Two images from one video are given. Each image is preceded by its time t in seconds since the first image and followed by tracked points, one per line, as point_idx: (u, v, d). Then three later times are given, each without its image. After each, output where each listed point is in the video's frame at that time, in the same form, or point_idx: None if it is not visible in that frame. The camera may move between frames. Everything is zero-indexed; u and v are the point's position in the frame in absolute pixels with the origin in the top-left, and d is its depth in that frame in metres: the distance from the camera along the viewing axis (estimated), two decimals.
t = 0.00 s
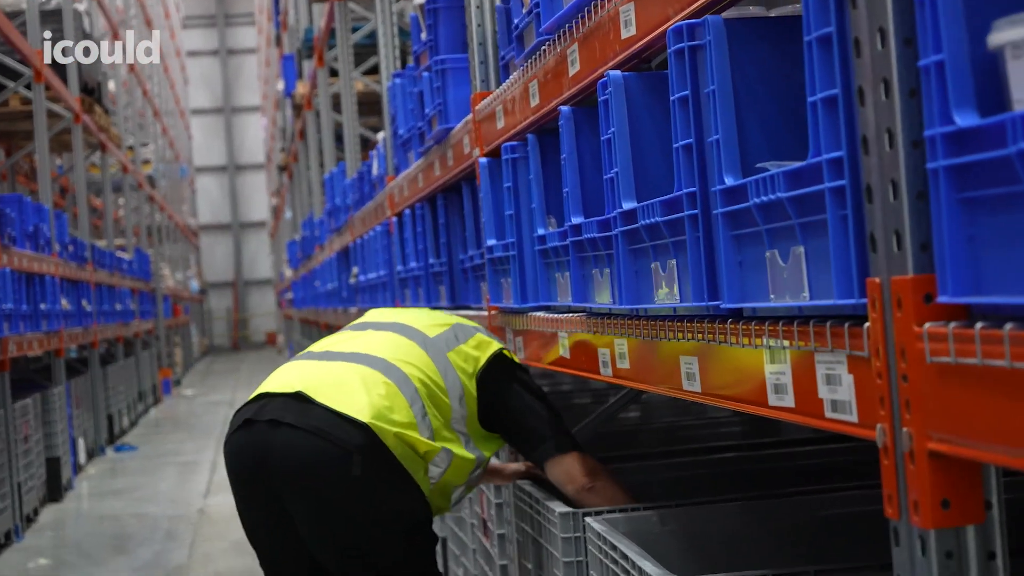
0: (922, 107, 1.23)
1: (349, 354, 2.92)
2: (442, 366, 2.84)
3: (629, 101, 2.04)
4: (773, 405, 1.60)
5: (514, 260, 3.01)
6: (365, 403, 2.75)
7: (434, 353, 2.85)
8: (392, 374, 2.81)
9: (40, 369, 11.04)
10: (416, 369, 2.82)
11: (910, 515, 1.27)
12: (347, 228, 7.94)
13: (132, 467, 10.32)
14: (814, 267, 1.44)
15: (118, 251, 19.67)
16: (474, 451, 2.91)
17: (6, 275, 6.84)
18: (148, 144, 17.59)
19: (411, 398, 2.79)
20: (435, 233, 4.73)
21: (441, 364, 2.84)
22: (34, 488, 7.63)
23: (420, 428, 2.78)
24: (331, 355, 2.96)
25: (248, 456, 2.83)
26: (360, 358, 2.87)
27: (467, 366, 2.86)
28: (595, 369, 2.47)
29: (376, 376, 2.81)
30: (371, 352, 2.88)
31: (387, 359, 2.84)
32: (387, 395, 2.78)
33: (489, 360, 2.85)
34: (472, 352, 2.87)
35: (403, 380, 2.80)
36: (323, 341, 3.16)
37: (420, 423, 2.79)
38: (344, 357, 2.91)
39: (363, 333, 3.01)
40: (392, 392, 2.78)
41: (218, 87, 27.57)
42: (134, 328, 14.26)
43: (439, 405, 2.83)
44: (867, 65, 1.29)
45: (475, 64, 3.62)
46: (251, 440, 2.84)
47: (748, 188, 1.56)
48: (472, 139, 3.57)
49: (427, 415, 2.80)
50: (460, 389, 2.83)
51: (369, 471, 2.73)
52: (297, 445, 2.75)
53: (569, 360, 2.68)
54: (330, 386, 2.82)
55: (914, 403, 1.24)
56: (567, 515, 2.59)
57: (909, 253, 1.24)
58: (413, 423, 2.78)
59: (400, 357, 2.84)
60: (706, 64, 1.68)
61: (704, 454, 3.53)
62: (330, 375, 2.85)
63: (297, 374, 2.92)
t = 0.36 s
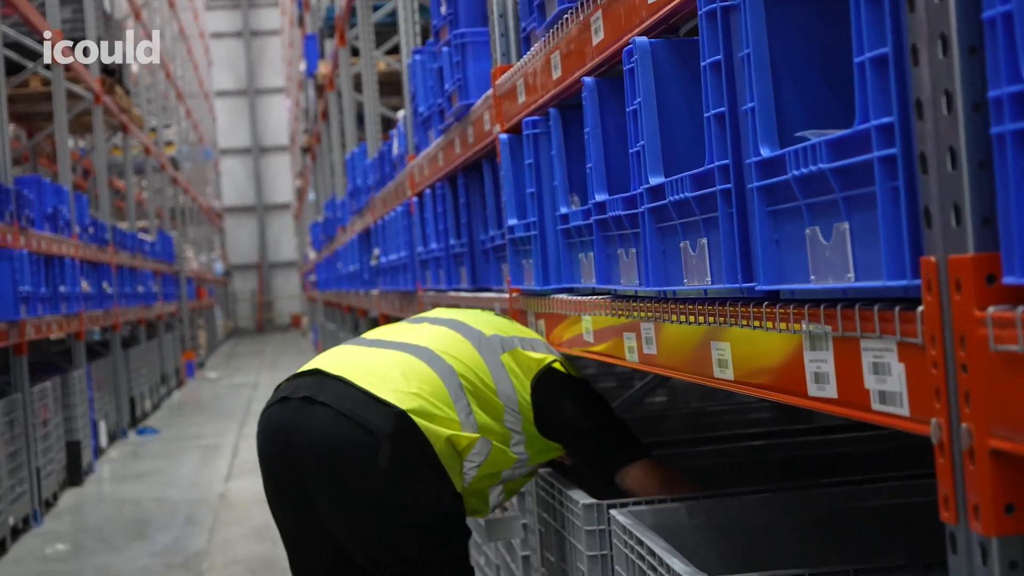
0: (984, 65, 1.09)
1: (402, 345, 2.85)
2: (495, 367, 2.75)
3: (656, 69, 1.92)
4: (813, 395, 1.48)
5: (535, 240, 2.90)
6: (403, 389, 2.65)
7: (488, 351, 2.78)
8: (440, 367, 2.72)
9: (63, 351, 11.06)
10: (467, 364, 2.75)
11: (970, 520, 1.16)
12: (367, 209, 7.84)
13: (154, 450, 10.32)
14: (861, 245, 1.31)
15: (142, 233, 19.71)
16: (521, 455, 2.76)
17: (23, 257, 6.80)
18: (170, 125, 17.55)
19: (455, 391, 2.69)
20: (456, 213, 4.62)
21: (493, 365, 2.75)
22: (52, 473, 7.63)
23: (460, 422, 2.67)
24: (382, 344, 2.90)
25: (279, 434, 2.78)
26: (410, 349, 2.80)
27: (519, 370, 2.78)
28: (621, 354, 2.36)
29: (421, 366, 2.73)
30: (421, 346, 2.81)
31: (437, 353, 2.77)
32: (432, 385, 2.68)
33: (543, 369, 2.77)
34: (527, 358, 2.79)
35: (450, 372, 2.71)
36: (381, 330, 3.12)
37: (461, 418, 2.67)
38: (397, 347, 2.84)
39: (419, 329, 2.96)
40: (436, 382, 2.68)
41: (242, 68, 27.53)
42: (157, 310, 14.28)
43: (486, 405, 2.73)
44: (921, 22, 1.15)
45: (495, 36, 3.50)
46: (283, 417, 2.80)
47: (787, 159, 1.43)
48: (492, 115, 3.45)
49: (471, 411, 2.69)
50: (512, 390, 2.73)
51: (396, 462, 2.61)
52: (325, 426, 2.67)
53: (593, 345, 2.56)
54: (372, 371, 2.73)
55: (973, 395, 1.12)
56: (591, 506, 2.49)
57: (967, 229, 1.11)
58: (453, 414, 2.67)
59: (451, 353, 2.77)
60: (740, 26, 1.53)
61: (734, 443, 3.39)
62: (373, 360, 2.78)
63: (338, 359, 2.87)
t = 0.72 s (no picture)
0: None
1: (420, 366, 2.78)
2: (513, 396, 2.68)
3: (671, 79, 1.84)
4: (837, 424, 1.39)
5: (547, 256, 2.82)
6: (414, 413, 2.57)
7: (506, 378, 2.72)
8: (455, 391, 2.64)
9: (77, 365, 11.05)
10: (483, 390, 2.68)
11: (1009, 566, 1.06)
12: (382, 223, 7.78)
13: (168, 465, 10.28)
14: (888, 265, 1.22)
15: (159, 246, 19.76)
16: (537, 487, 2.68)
17: (35, 271, 6.77)
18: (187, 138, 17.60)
19: (470, 418, 2.61)
20: (468, 227, 4.54)
21: (511, 393, 2.68)
22: (64, 488, 7.59)
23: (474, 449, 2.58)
24: (399, 365, 2.84)
25: (285, 453, 2.72)
26: (425, 373, 2.73)
27: (538, 400, 2.72)
28: (634, 377, 2.27)
29: (435, 391, 2.66)
30: (437, 370, 2.74)
31: (453, 377, 2.69)
32: (445, 411, 2.60)
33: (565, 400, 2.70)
34: (549, 389, 2.72)
35: (465, 399, 2.63)
36: (397, 349, 3.05)
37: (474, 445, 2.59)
38: (415, 368, 2.78)
39: (437, 352, 2.89)
40: (450, 407, 2.60)
41: (260, 82, 27.64)
42: (173, 324, 14.28)
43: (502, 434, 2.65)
44: (955, 24, 1.06)
45: (508, 47, 3.43)
46: (292, 438, 2.71)
47: (809, 173, 1.34)
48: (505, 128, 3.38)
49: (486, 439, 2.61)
50: (530, 420, 2.66)
51: (400, 490, 2.52)
52: (330, 450, 2.59)
53: (606, 365, 2.48)
54: (384, 394, 2.66)
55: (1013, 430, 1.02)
56: (604, 534, 2.39)
57: (1007, 248, 1.02)
58: (467, 441, 2.58)
59: (468, 378, 2.70)
60: (759, 33, 1.45)
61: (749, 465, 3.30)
62: (386, 383, 2.71)
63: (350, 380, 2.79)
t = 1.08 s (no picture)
0: None
1: (349, 357, 2.67)
2: (450, 364, 2.61)
3: (674, 74, 1.79)
4: (848, 430, 1.35)
5: (547, 255, 2.77)
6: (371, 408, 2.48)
7: (436, 348, 2.63)
8: (393, 373, 2.55)
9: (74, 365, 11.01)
10: (417, 364, 2.59)
11: None
12: (380, 221, 7.73)
13: (166, 464, 10.23)
14: (904, 267, 1.18)
15: (157, 243, 19.70)
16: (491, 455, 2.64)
17: (30, 270, 6.72)
18: (185, 135, 17.53)
19: (416, 398, 2.53)
20: (468, 225, 4.50)
21: (449, 362, 2.61)
22: (61, 488, 7.54)
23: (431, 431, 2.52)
24: (326, 361, 2.70)
25: (236, 477, 2.56)
26: (359, 361, 2.63)
27: (472, 358, 2.66)
28: (635, 379, 2.23)
29: (377, 380, 2.54)
30: (368, 356, 2.63)
31: (383, 358, 2.60)
32: (389, 394, 2.52)
33: (494, 356, 2.66)
34: (477, 344, 2.67)
35: (404, 377, 2.55)
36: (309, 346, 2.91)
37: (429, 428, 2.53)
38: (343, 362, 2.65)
39: (358, 334, 2.77)
40: (393, 392, 2.52)
41: (258, 79, 27.54)
42: (171, 322, 14.22)
43: (448, 409, 2.60)
44: (976, 16, 1.02)
45: (507, 44, 3.39)
46: (241, 460, 2.56)
47: (820, 172, 1.30)
48: (503, 125, 3.33)
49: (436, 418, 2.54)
50: (468, 381, 2.61)
51: (367, 494, 2.46)
52: (289, 464, 2.47)
53: (607, 367, 2.44)
54: (329, 396, 2.53)
55: None
56: (604, 538, 2.36)
57: None
58: (419, 424, 2.52)
59: (402, 358, 2.60)
60: (768, 26, 1.41)
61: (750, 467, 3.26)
62: (323, 384, 2.58)
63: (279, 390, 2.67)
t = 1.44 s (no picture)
0: None
1: (215, 354, 2.49)
2: (305, 315, 2.38)
3: (679, 86, 1.77)
4: (862, 446, 1.34)
5: (547, 266, 2.74)
6: (241, 410, 2.35)
7: (290, 303, 2.40)
8: (255, 358, 2.38)
9: (66, 375, 10.93)
10: (275, 328, 2.39)
11: None
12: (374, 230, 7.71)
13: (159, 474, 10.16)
14: (921, 282, 1.16)
15: (148, 252, 19.60)
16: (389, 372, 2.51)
17: (23, 280, 6.67)
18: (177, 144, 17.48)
19: (290, 375, 2.36)
20: (464, 235, 4.48)
21: (304, 313, 2.38)
22: (54, 500, 7.48)
23: (319, 408, 2.36)
24: (199, 364, 2.52)
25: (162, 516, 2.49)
26: (227, 357, 2.45)
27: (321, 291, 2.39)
28: (638, 390, 2.22)
29: (241, 375, 2.38)
30: (231, 347, 2.45)
31: (245, 342, 2.41)
32: (253, 382, 2.36)
33: (340, 259, 2.39)
34: (325, 259, 2.40)
35: (269, 357, 2.37)
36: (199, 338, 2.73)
37: (312, 401, 2.36)
38: (213, 364, 2.48)
39: (221, 310, 2.56)
40: (260, 379, 2.36)
41: (249, 87, 27.49)
42: (162, 331, 14.15)
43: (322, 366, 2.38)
44: (996, 29, 1.01)
45: (504, 52, 3.37)
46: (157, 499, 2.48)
47: (832, 186, 1.28)
48: (501, 135, 3.31)
49: (316, 382, 2.37)
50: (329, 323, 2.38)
51: (266, 506, 2.34)
52: (189, 494, 2.38)
53: (610, 379, 2.42)
54: (205, 410, 2.40)
55: None
56: (607, 551, 2.33)
57: None
58: (295, 404, 2.35)
59: (257, 337, 2.41)
60: (777, 38, 1.39)
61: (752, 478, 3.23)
62: (197, 397, 2.43)
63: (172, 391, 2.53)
